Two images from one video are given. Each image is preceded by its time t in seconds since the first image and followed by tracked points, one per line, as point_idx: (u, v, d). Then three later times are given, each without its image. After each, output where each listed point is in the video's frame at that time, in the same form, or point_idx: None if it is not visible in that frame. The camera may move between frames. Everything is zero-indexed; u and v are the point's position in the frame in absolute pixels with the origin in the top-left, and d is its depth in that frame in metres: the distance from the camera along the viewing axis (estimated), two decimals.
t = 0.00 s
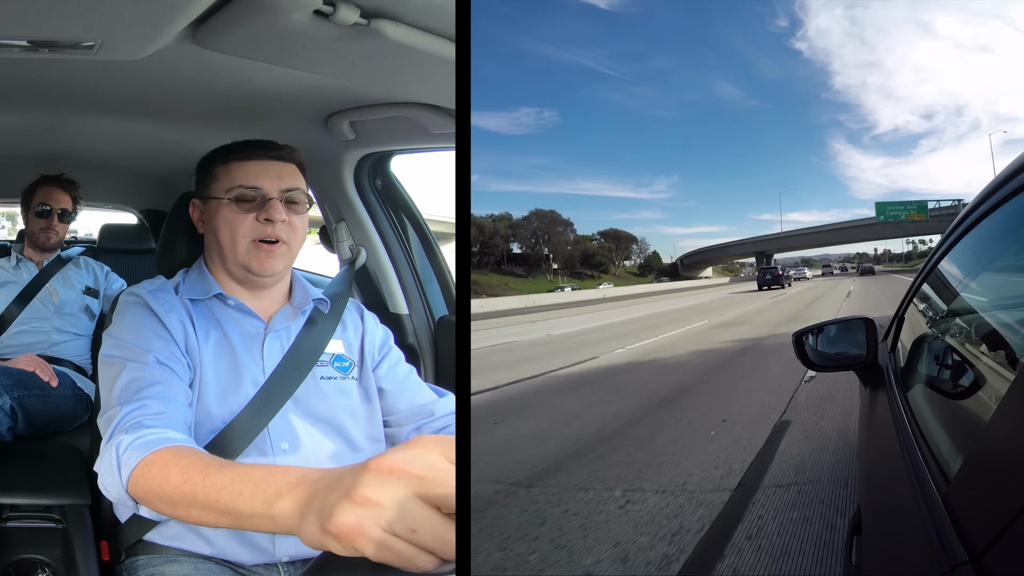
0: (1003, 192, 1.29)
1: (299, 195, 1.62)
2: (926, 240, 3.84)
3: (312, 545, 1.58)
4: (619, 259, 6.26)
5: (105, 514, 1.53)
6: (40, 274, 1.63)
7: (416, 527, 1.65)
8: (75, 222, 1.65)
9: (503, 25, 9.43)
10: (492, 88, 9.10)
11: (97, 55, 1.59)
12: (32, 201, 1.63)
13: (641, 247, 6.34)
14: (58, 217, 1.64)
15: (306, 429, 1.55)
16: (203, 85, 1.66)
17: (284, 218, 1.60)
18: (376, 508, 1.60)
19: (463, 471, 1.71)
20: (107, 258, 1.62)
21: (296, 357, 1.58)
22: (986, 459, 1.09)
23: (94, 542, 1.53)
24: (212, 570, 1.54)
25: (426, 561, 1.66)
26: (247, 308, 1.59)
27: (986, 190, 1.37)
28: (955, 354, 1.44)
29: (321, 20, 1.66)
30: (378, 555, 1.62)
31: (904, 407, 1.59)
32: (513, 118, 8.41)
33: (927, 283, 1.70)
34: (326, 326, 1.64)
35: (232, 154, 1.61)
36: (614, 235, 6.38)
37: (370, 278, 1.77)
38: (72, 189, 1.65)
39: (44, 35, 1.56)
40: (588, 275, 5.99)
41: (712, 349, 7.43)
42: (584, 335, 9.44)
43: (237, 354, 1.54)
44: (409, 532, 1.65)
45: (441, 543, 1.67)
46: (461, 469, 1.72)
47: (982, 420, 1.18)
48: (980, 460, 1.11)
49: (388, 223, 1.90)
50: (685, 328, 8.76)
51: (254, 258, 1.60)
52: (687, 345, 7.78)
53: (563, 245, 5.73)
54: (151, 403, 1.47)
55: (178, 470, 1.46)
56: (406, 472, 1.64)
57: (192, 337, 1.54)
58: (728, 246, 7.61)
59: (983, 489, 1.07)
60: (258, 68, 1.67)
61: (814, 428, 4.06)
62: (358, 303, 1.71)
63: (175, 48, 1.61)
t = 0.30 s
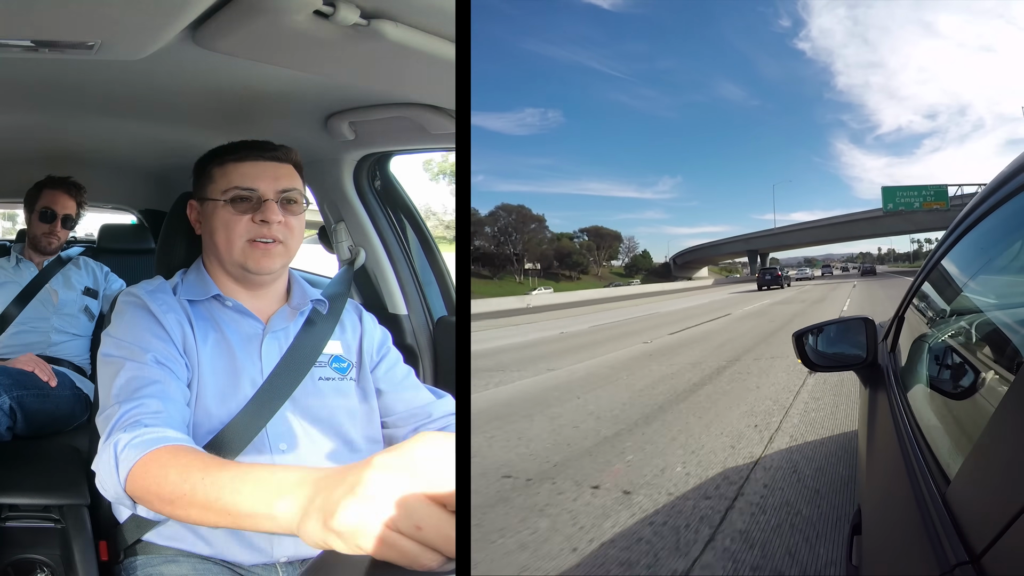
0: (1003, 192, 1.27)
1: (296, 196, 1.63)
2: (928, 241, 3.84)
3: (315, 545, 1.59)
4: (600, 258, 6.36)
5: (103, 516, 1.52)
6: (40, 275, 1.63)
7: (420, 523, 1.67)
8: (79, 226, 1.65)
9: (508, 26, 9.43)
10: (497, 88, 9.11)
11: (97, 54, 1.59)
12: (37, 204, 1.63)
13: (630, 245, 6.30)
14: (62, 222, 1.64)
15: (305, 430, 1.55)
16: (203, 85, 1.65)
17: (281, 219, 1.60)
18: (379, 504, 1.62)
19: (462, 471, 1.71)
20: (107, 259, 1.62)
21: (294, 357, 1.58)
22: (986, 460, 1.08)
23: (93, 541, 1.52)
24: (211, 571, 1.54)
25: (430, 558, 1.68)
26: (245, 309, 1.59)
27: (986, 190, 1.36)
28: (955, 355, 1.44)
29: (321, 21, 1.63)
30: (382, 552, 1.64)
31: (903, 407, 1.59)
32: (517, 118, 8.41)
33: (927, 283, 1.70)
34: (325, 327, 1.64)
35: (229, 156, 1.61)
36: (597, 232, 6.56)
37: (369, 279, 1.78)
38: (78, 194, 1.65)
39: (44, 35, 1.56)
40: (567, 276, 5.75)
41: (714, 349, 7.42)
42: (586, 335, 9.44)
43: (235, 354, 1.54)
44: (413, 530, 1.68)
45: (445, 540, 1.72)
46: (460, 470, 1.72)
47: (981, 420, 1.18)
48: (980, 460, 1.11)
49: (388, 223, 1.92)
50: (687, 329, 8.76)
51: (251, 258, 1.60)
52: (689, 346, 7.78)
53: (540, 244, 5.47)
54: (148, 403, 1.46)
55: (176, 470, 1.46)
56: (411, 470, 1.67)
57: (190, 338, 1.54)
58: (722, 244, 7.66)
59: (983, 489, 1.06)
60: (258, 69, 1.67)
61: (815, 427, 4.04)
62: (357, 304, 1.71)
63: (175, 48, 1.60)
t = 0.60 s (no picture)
0: (1002, 193, 1.27)
1: (295, 194, 1.63)
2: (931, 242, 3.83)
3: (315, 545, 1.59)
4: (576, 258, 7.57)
5: (102, 516, 1.51)
6: (40, 275, 1.63)
7: (424, 520, 1.66)
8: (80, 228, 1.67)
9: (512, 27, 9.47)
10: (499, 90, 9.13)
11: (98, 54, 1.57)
12: (38, 206, 1.64)
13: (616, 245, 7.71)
14: (63, 225, 1.65)
15: (302, 432, 1.54)
16: (203, 85, 1.65)
17: (280, 218, 1.60)
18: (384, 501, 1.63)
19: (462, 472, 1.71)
20: (107, 259, 1.62)
21: (292, 357, 1.58)
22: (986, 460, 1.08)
23: (93, 542, 1.51)
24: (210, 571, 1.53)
25: (434, 555, 1.67)
26: (245, 308, 1.59)
27: (985, 190, 1.36)
28: (955, 355, 1.43)
29: (321, 21, 1.60)
30: (386, 550, 1.63)
31: (903, 407, 1.58)
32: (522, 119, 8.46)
33: (926, 283, 1.70)
34: (324, 327, 1.64)
35: (228, 155, 1.61)
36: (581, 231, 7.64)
37: (368, 279, 1.81)
38: (79, 197, 1.67)
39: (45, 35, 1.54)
40: (542, 277, 6.79)
41: (717, 350, 7.41)
42: (588, 336, 9.44)
43: (235, 354, 1.54)
44: (418, 527, 1.66)
45: (448, 536, 1.70)
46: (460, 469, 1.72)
47: (982, 420, 1.17)
48: (980, 459, 1.10)
49: (386, 225, 1.97)
50: (689, 330, 8.75)
51: (251, 257, 1.59)
52: (691, 347, 7.77)
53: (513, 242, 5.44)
54: (147, 403, 1.45)
55: (176, 469, 1.45)
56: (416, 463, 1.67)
57: (190, 338, 1.54)
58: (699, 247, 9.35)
59: (983, 490, 1.06)
60: (258, 69, 1.67)
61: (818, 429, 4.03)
62: (356, 304, 1.72)
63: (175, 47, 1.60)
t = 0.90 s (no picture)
0: (1003, 192, 1.26)
1: (295, 193, 1.65)
2: (938, 242, 3.75)
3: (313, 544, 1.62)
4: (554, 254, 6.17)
5: (101, 515, 1.51)
6: (39, 274, 1.63)
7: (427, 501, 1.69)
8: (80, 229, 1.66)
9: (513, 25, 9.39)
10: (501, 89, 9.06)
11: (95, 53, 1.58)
12: (38, 207, 1.63)
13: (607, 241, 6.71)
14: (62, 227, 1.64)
15: (299, 430, 1.55)
16: (202, 84, 1.65)
17: (281, 217, 1.62)
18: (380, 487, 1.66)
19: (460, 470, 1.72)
20: (107, 257, 1.62)
21: (290, 355, 1.58)
22: (986, 459, 1.07)
23: (92, 540, 1.52)
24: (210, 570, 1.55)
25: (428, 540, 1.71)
26: (243, 306, 1.59)
27: (986, 190, 1.35)
28: (955, 355, 1.43)
29: (320, 20, 1.64)
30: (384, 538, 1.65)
31: (903, 407, 1.57)
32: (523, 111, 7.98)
33: (927, 282, 1.69)
34: (322, 325, 1.64)
35: (229, 154, 1.62)
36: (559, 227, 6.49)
37: (366, 277, 1.78)
38: (79, 197, 1.65)
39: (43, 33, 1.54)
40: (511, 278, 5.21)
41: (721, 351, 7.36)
42: (591, 337, 9.39)
43: (232, 352, 1.55)
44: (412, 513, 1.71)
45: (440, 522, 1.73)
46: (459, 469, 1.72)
47: (980, 421, 1.17)
48: (981, 459, 1.10)
49: (382, 220, 1.90)
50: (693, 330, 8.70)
51: (251, 255, 1.61)
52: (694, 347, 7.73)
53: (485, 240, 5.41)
54: (142, 397, 1.46)
55: (170, 466, 1.47)
56: (415, 440, 1.69)
57: (187, 334, 1.54)
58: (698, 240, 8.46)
59: (982, 490, 1.05)
60: (257, 67, 1.67)
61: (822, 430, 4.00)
62: (354, 300, 1.72)
63: (175, 46, 1.60)
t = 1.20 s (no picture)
0: (1004, 191, 1.25)
1: (294, 195, 1.65)
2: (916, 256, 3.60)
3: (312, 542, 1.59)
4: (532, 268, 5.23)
5: (100, 516, 1.51)
6: (39, 273, 1.63)
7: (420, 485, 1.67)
8: (76, 228, 1.68)
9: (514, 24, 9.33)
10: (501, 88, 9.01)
11: (95, 53, 1.58)
12: (34, 206, 1.63)
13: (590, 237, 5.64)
14: (59, 225, 1.65)
15: (298, 430, 1.55)
16: (202, 84, 1.66)
17: (280, 218, 1.62)
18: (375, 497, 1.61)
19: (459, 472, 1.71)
20: (106, 258, 1.63)
21: (288, 356, 1.58)
22: (986, 459, 1.07)
23: (90, 541, 1.51)
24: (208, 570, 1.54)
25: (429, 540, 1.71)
26: (240, 307, 1.60)
27: (987, 190, 1.34)
28: (955, 355, 1.42)
29: (320, 21, 1.62)
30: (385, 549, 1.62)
31: (902, 408, 1.57)
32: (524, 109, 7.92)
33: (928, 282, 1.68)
34: (320, 324, 1.65)
35: (227, 155, 1.62)
36: (534, 221, 5.42)
37: (364, 276, 1.81)
38: (76, 194, 1.68)
39: (43, 34, 1.53)
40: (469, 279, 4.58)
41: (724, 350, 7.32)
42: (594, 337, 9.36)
43: (230, 353, 1.55)
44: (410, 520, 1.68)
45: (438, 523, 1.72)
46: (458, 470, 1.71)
47: (981, 421, 1.16)
48: (980, 460, 1.09)
49: (381, 221, 1.97)
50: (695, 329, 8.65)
51: (249, 257, 1.62)
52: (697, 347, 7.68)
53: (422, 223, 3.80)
54: (135, 400, 1.45)
55: (159, 471, 1.45)
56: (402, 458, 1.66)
57: (183, 337, 1.53)
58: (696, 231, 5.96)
59: (983, 491, 1.04)
60: (256, 68, 1.67)
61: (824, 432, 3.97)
62: (353, 298, 1.73)
63: (174, 47, 1.60)
